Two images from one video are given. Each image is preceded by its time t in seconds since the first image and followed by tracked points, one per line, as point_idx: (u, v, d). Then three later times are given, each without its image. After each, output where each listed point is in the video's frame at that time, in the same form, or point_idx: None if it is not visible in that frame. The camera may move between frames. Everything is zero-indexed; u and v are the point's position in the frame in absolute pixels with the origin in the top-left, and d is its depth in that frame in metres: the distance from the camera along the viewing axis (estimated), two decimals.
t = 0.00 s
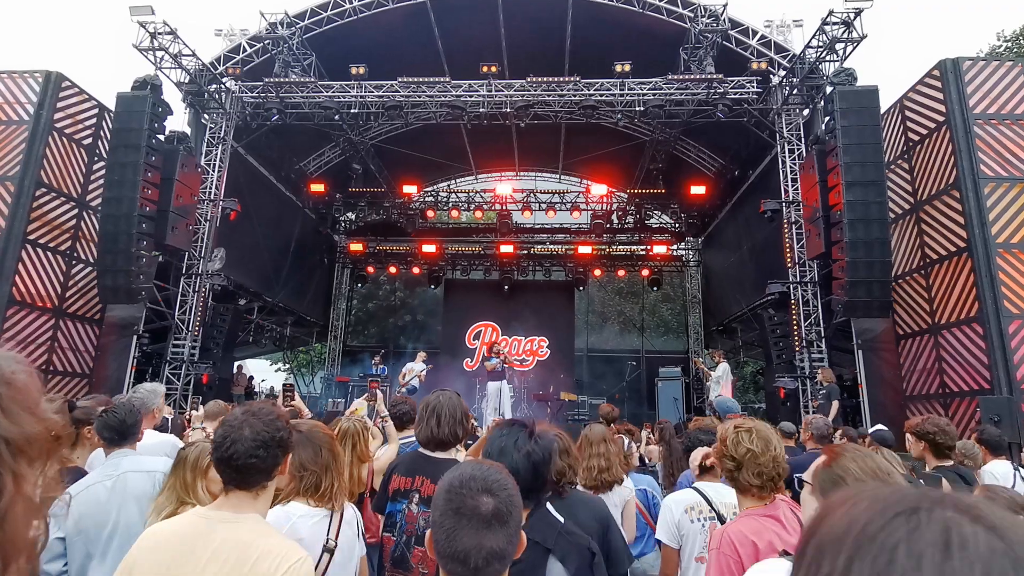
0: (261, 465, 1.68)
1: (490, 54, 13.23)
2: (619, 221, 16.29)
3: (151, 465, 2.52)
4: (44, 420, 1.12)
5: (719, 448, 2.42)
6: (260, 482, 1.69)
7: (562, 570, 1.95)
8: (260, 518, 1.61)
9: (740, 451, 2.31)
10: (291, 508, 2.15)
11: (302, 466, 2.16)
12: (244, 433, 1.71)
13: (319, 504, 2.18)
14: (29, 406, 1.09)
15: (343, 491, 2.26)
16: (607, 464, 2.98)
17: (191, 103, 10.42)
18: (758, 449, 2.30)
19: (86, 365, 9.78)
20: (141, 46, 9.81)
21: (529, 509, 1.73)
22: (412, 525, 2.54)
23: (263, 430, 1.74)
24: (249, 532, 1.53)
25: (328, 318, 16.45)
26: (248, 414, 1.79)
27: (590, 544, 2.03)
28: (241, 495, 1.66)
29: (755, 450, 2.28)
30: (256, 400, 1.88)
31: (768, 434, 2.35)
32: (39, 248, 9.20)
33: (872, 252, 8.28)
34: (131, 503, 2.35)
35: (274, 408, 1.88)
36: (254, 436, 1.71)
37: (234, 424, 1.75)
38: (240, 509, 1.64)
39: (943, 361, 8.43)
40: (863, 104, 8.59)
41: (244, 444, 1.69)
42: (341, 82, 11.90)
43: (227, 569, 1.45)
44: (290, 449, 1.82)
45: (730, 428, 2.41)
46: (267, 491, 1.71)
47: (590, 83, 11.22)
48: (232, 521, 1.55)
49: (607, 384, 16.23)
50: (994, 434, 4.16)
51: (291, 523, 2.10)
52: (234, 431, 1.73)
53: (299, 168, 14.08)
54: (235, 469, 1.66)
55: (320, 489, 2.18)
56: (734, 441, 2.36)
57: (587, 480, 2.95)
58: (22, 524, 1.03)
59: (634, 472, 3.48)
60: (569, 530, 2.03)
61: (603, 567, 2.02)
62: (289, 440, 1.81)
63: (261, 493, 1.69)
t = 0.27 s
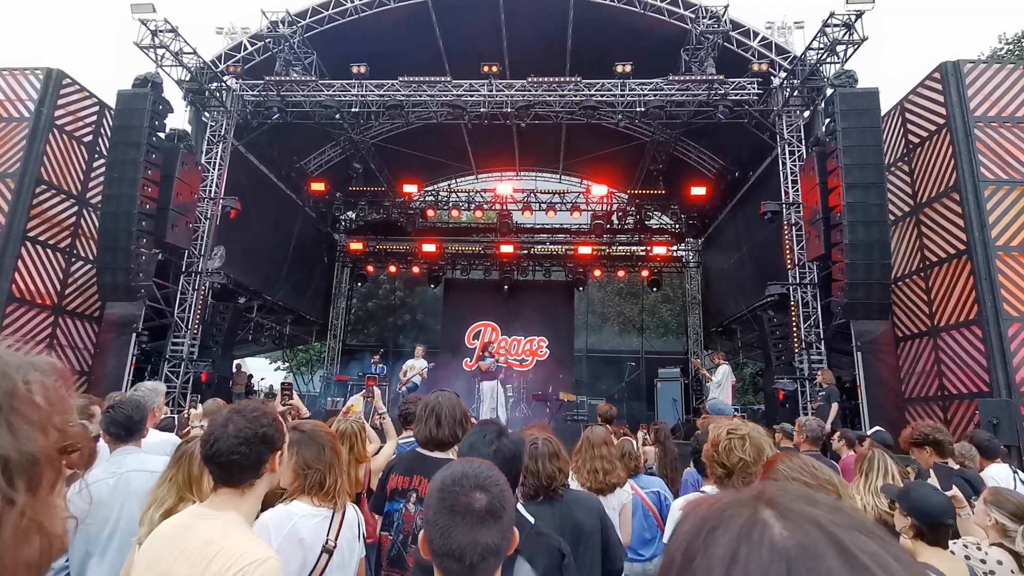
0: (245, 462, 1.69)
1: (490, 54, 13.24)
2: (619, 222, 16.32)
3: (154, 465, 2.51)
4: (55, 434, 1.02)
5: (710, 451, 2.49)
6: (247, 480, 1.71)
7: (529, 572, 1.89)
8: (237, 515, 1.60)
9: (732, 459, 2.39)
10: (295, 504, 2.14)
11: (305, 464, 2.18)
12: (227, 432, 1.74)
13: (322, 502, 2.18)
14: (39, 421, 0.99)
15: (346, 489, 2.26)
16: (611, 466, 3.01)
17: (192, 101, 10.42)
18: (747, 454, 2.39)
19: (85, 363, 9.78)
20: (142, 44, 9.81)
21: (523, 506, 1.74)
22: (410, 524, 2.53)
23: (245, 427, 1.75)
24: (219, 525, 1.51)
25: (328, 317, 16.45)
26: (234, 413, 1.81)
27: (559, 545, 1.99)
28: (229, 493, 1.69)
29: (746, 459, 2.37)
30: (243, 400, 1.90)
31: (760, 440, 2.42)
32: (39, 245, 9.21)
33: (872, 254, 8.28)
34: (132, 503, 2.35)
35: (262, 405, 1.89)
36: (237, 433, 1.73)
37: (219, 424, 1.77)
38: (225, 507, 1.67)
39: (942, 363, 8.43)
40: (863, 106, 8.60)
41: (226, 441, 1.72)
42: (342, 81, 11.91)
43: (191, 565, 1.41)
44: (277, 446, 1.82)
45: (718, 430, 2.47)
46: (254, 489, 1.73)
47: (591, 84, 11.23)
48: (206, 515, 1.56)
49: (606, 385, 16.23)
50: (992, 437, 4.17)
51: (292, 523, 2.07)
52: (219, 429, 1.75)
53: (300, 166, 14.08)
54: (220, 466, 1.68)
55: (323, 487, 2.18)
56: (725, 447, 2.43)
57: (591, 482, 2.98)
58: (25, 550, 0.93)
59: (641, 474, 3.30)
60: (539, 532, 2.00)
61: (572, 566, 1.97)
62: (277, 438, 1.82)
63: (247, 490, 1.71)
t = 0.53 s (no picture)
0: (234, 458, 1.70)
1: (490, 53, 13.24)
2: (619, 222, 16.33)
3: (156, 465, 2.50)
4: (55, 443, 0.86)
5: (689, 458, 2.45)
6: (240, 478, 1.72)
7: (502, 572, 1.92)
8: (228, 513, 1.60)
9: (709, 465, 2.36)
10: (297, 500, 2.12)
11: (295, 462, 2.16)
12: (219, 430, 1.75)
13: (322, 499, 2.16)
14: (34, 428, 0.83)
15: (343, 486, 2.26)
16: (605, 469, 3.00)
17: (191, 101, 10.41)
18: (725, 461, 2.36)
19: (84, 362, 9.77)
20: (141, 43, 9.80)
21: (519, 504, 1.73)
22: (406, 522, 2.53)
23: (235, 426, 1.76)
24: (211, 525, 1.51)
25: (327, 316, 16.44)
26: (229, 412, 1.83)
27: (534, 544, 2.02)
28: (226, 492, 1.71)
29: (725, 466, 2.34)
30: (241, 398, 1.92)
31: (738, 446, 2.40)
32: (38, 244, 9.19)
33: (871, 254, 8.27)
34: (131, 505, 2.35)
35: (257, 402, 1.90)
36: (228, 432, 1.74)
37: (214, 423, 1.79)
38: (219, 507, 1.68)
39: (941, 364, 8.44)
40: (863, 106, 8.59)
41: (217, 440, 1.73)
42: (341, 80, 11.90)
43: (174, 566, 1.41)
44: (270, 443, 1.79)
45: (695, 437, 2.43)
46: (250, 487, 1.74)
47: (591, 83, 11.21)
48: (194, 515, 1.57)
49: (606, 385, 16.23)
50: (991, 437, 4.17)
51: (300, 519, 2.04)
52: (212, 429, 1.77)
53: (299, 166, 14.07)
54: (214, 466, 1.70)
55: (320, 484, 2.17)
56: (703, 454, 2.39)
57: (583, 483, 2.97)
58: None
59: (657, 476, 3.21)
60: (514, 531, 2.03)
61: (547, 565, 1.99)
62: (273, 435, 1.81)
63: (242, 489, 1.72)
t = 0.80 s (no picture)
0: (248, 458, 1.68)
1: (489, 53, 13.22)
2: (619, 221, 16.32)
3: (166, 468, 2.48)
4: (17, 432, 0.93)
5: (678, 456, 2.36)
6: (254, 478, 1.70)
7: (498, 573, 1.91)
8: (247, 512, 1.59)
9: (703, 463, 2.27)
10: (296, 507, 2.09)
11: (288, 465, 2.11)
12: (230, 430, 1.74)
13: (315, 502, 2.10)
14: None
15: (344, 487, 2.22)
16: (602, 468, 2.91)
17: (190, 100, 10.40)
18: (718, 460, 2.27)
19: (83, 362, 9.75)
20: (141, 42, 9.78)
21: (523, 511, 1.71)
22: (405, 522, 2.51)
23: (247, 425, 1.74)
24: (229, 523, 1.49)
25: (327, 316, 16.43)
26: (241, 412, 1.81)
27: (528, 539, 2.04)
28: (241, 492, 1.70)
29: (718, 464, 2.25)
30: (253, 397, 1.91)
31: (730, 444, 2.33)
32: (37, 244, 9.17)
33: (872, 253, 8.25)
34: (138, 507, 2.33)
35: (267, 400, 1.89)
36: (241, 431, 1.72)
37: (227, 423, 1.78)
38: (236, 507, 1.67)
39: (941, 363, 8.42)
40: (863, 105, 8.57)
41: (228, 439, 1.72)
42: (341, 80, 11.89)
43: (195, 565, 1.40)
44: (283, 443, 1.78)
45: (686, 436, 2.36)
46: (265, 487, 1.72)
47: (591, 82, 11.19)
48: (212, 514, 1.55)
49: (605, 385, 16.21)
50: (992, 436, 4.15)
51: (305, 526, 2.04)
52: (223, 429, 1.76)
53: (298, 165, 14.05)
54: (229, 466, 1.69)
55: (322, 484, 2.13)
56: (694, 452, 2.31)
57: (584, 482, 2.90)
58: None
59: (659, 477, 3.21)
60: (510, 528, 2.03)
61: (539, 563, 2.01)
62: (284, 435, 1.79)
63: (259, 489, 1.71)
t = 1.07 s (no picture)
0: (275, 458, 1.68)
1: (489, 53, 13.22)
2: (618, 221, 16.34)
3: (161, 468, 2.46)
4: None
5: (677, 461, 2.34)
6: (279, 477, 1.69)
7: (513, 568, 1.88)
8: (281, 511, 1.59)
9: (700, 464, 2.25)
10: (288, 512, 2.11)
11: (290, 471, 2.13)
12: (259, 429, 1.72)
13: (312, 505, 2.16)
14: None
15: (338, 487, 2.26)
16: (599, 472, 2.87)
17: (190, 100, 10.40)
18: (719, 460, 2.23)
19: (83, 362, 9.75)
20: (140, 42, 9.77)
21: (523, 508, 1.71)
22: (402, 521, 2.51)
23: (274, 425, 1.74)
24: (259, 525, 1.49)
25: (326, 316, 16.43)
26: (266, 410, 1.80)
27: (543, 537, 2.00)
28: (264, 491, 1.68)
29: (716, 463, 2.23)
30: (275, 395, 1.90)
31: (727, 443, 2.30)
32: (37, 244, 9.16)
33: (871, 253, 8.25)
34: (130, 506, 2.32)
35: (292, 401, 1.89)
36: (269, 430, 1.72)
37: (251, 421, 1.76)
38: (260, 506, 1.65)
39: (940, 363, 8.43)
40: (862, 105, 8.57)
41: (256, 438, 1.70)
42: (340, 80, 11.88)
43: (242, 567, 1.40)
44: (308, 445, 1.79)
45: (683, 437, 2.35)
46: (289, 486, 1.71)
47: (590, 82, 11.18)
48: (247, 513, 1.54)
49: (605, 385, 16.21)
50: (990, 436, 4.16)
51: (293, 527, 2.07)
52: (249, 428, 1.74)
53: (298, 165, 14.05)
54: (253, 464, 1.67)
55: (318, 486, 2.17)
56: (691, 453, 2.29)
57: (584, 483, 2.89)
58: None
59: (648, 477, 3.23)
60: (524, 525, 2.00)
61: (556, 560, 1.97)
62: (306, 435, 1.79)
63: (283, 489, 1.70)
